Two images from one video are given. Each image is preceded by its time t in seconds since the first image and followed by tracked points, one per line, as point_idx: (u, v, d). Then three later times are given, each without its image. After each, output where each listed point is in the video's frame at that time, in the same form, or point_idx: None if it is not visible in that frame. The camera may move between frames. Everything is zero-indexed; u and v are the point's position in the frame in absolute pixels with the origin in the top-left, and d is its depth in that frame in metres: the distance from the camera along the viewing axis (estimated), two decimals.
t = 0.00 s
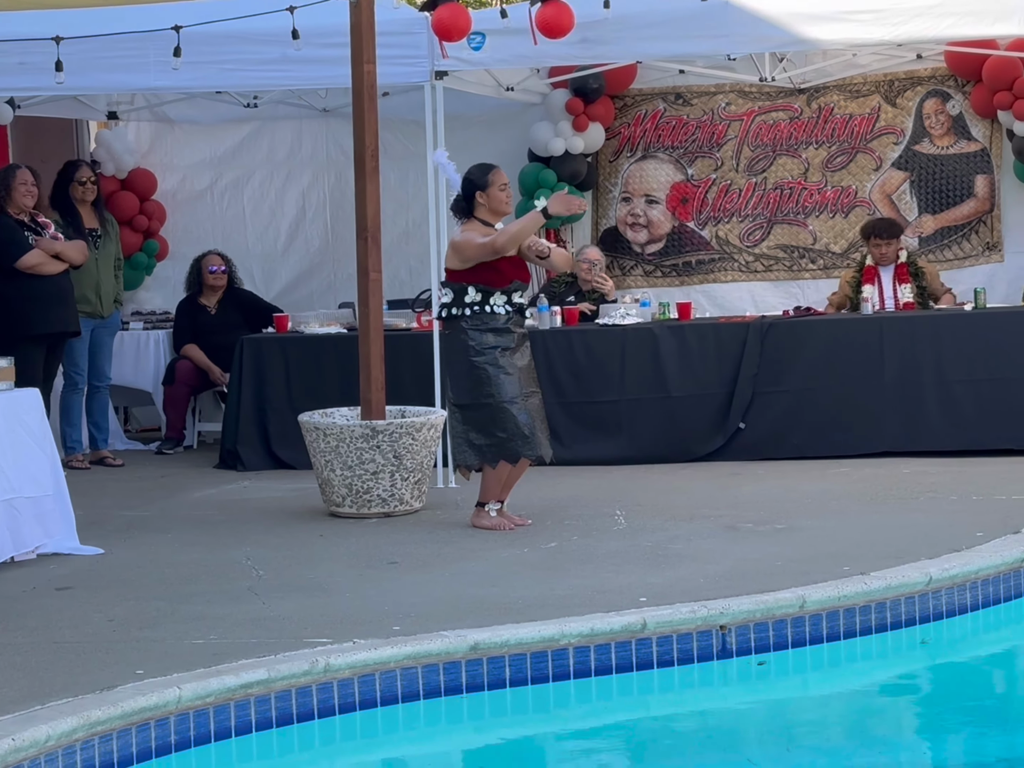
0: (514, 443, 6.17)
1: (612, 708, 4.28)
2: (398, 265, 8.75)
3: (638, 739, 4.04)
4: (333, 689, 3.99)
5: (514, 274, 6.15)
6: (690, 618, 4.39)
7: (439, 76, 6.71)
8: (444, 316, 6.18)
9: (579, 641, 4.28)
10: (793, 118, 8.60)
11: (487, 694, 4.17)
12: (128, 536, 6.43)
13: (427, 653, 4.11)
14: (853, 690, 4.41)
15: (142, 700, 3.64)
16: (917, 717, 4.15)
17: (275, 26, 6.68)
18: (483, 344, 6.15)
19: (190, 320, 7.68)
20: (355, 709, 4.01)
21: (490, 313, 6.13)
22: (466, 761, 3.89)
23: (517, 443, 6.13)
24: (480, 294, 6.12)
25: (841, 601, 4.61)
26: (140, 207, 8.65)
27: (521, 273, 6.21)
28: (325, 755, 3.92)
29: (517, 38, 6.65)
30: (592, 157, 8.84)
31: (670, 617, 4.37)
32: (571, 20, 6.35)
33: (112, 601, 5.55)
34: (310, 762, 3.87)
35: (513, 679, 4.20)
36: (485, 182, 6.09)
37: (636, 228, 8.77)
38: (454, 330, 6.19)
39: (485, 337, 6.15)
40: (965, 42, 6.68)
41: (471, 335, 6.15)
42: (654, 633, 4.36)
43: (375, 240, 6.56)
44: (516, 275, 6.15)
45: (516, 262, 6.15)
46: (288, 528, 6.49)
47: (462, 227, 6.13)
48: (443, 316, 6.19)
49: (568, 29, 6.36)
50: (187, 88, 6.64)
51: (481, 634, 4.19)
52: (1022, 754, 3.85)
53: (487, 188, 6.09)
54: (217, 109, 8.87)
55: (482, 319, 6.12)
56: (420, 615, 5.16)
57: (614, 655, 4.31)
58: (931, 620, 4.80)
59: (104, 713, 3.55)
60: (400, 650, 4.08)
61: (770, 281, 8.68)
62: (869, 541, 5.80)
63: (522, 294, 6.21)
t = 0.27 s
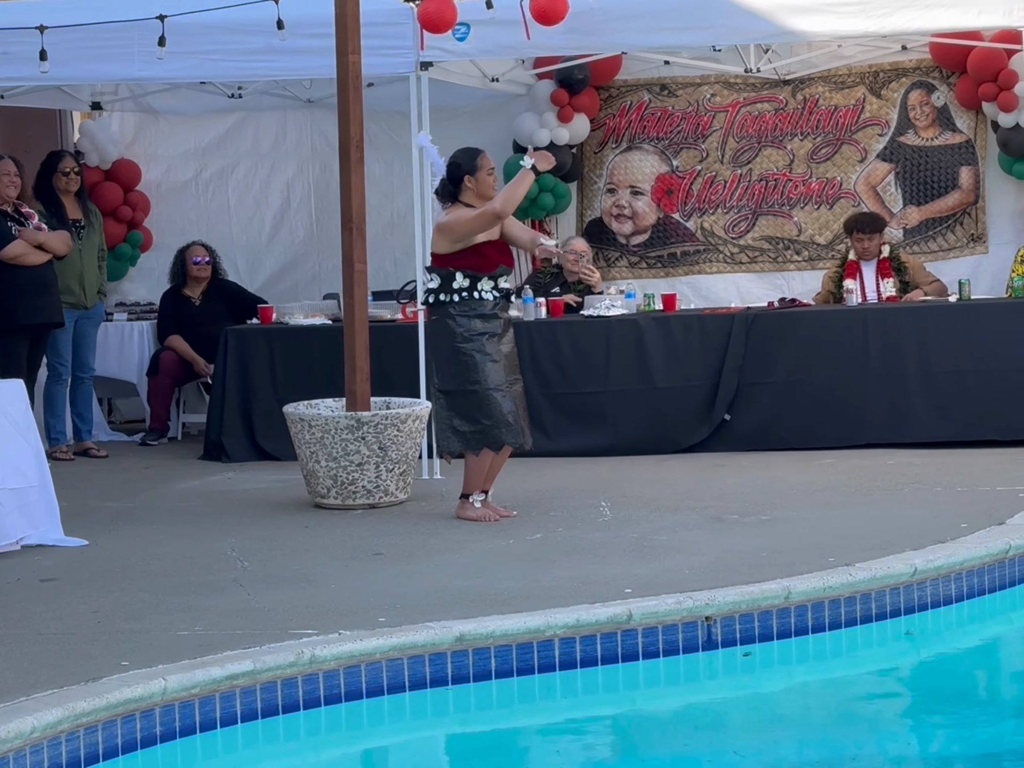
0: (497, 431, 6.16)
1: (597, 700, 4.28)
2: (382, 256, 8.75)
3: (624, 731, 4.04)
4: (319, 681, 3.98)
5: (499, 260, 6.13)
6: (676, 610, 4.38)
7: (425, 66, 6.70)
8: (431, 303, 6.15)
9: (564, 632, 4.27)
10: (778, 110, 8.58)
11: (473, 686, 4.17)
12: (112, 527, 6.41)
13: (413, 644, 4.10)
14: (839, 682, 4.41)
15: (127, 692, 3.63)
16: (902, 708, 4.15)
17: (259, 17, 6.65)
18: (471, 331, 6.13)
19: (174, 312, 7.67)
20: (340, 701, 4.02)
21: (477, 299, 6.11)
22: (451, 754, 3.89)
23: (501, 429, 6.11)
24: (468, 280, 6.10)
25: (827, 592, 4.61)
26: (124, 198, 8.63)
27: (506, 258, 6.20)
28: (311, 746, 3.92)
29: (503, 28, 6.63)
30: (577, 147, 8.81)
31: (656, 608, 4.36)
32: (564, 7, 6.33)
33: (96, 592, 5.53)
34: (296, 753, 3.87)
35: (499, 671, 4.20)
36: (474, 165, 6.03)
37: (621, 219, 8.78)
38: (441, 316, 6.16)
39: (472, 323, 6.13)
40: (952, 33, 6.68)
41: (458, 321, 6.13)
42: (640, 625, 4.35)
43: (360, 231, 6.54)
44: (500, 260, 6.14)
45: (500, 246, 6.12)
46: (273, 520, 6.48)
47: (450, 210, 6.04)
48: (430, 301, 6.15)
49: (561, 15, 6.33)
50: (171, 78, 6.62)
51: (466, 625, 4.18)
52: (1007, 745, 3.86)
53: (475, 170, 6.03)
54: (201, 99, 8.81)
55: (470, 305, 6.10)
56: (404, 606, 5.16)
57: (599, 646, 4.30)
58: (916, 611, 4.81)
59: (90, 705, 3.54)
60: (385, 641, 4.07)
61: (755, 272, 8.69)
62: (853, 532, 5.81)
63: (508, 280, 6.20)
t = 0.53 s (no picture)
0: (483, 423, 6.15)
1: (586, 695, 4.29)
2: (370, 252, 8.75)
3: (612, 726, 4.04)
4: (307, 675, 3.99)
5: (488, 247, 6.13)
6: (664, 604, 4.40)
7: (412, 61, 6.69)
8: (423, 293, 6.10)
9: (553, 627, 4.27)
10: (765, 106, 8.60)
11: (461, 681, 4.18)
12: (100, 523, 6.40)
13: (403, 639, 4.12)
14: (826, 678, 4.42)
15: (115, 686, 3.63)
16: (889, 704, 4.16)
17: (246, 12, 6.64)
18: (462, 321, 6.08)
19: (161, 307, 7.66)
20: (328, 697, 4.02)
21: (469, 289, 6.07)
22: (438, 749, 3.89)
23: (487, 421, 6.11)
24: (459, 270, 6.06)
25: (815, 588, 4.62)
26: (112, 193, 8.63)
27: (495, 247, 6.20)
28: (299, 741, 3.93)
29: (489, 23, 6.63)
30: (564, 143, 8.83)
31: (644, 603, 4.38)
32: (541, 6, 6.40)
33: (84, 588, 5.53)
34: (283, 748, 3.88)
35: (487, 666, 4.20)
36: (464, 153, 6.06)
37: (609, 215, 8.79)
38: (431, 306, 6.11)
39: (464, 313, 6.08)
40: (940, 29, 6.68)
41: (449, 311, 6.08)
42: (628, 619, 4.37)
43: (347, 226, 6.54)
44: (490, 248, 6.13)
45: (489, 235, 6.15)
46: (261, 515, 6.48)
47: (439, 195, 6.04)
48: (421, 292, 6.11)
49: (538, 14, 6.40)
50: (159, 73, 6.61)
51: (455, 621, 4.18)
52: (992, 739, 3.87)
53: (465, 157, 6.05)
54: (188, 94, 8.79)
55: (462, 296, 6.06)
56: (390, 602, 5.16)
57: (587, 641, 4.31)
58: (903, 607, 4.81)
59: (78, 700, 3.54)
60: (373, 636, 4.08)
61: (742, 268, 8.70)
62: (840, 528, 5.82)
63: (499, 269, 6.17)
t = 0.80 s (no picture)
0: (481, 422, 6.14)
1: (578, 693, 4.29)
2: (363, 250, 8.76)
3: (604, 724, 4.04)
4: (299, 674, 3.98)
5: (482, 245, 6.09)
6: (656, 603, 4.39)
7: (406, 60, 6.69)
8: (416, 293, 6.09)
9: (545, 626, 4.27)
10: (759, 105, 8.61)
11: (453, 679, 4.18)
12: (93, 520, 6.40)
13: (394, 638, 4.11)
14: (818, 677, 4.42)
15: (108, 684, 3.63)
16: (881, 703, 4.16)
17: (240, 10, 6.64)
18: (456, 322, 6.06)
19: (154, 304, 7.65)
20: (321, 695, 4.02)
21: (462, 290, 6.05)
22: (430, 748, 3.89)
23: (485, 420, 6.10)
24: (452, 271, 6.04)
25: (807, 587, 4.62)
26: (106, 191, 8.62)
27: (490, 244, 6.15)
28: (291, 739, 3.93)
29: (481, 23, 6.65)
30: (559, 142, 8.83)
31: (637, 602, 4.38)
32: (545, 2, 6.41)
33: (76, 585, 5.53)
34: (275, 747, 3.87)
35: (479, 664, 4.20)
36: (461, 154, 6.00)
37: (602, 214, 8.81)
38: (425, 307, 6.10)
39: (457, 313, 6.06)
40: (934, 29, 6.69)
41: (443, 312, 6.07)
42: (620, 618, 4.37)
43: (341, 224, 6.54)
44: (484, 247, 6.10)
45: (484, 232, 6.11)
46: (254, 513, 6.48)
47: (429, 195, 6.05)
48: (415, 292, 6.09)
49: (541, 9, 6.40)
50: (152, 71, 6.60)
51: (447, 619, 4.18)
52: (983, 739, 3.87)
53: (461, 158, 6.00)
54: (182, 92, 8.79)
55: (455, 297, 6.03)
56: (382, 600, 5.16)
57: (580, 640, 4.31)
58: (896, 606, 4.81)
59: (70, 698, 3.54)
60: (365, 635, 4.08)
61: (736, 267, 8.71)
62: (832, 527, 5.82)
63: (493, 268, 6.15)
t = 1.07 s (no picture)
0: (485, 430, 6.14)
1: (574, 697, 4.29)
2: (363, 254, 8.75)
3: (601, 730, 4.04)
4: (297, 678, 3.98)
5: (482, 257, 6.07)
6: (654, 608, 4.39)
7: (404, 64, 6.74)
8: (414, 304, 6.10)
9: (542, 631, 4.27)
10: (758, 111, 8.61)
11: (450, 683, 4.18)
12: (91, 523, 6.40)
13: (392, 642, 4.11)
14: (815, 682, 4.42)
15: (105, 687, 3.63)
16: (877, 710, 4.15)
17: (241, 14, 6.65)
18: (454, 331, 6.06)
19: (153, 307, 7.66)
20: (318, 698, 4.02)
21: (460, 300, 6.05)
22: (427, 752, 3.89)
23: (488, 428, 6.10)
24: (450, 281, 6.04)
25: (804, 592, 4.62)
26: (106, 194, 8.63)
27: (490, 255, 6.13)
28: (289, 741, 3.93)
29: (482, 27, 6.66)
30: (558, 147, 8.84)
31: (634, 607, 4.37)
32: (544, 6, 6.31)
33: (74, 588, 5.53)
34: (272, 749, 3.88)
35: (476, 669, 4.20)
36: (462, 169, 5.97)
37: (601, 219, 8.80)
38: (423, 317, 6.10)
39: (455, 323, 6.06)
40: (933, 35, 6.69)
41: (440, 322, 6.07)
42: (617, 623, 4.36)
43: (340, 228, 6.55)
44: (483, 258, 6.08)
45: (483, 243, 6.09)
46: (252, 517, 6.48)
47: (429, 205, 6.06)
48: (413, 303, 6.11)
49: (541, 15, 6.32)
50: (153, 74, 6.61)
51: (444, 624, 4.18)
52: (980, 746, 3.87)
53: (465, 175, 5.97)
54: (182, 96, 8.80)
55: (453, 307, 6.04)
56: (380, 605, 5.16)
57: (577, 645, 4.31)
58: (893, 611, 4.81)
59: (68, 701, 3.53)
60: (364, 638, 4.07)
61: (735, 272, 8.72)
62: (830, 532, 5.82)
63: (492, 278, 6.14)
